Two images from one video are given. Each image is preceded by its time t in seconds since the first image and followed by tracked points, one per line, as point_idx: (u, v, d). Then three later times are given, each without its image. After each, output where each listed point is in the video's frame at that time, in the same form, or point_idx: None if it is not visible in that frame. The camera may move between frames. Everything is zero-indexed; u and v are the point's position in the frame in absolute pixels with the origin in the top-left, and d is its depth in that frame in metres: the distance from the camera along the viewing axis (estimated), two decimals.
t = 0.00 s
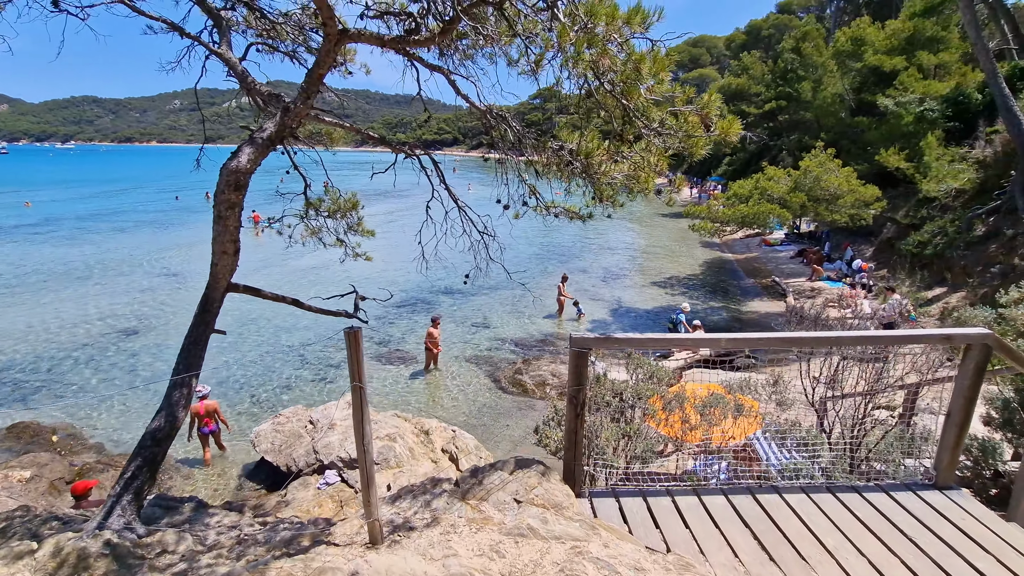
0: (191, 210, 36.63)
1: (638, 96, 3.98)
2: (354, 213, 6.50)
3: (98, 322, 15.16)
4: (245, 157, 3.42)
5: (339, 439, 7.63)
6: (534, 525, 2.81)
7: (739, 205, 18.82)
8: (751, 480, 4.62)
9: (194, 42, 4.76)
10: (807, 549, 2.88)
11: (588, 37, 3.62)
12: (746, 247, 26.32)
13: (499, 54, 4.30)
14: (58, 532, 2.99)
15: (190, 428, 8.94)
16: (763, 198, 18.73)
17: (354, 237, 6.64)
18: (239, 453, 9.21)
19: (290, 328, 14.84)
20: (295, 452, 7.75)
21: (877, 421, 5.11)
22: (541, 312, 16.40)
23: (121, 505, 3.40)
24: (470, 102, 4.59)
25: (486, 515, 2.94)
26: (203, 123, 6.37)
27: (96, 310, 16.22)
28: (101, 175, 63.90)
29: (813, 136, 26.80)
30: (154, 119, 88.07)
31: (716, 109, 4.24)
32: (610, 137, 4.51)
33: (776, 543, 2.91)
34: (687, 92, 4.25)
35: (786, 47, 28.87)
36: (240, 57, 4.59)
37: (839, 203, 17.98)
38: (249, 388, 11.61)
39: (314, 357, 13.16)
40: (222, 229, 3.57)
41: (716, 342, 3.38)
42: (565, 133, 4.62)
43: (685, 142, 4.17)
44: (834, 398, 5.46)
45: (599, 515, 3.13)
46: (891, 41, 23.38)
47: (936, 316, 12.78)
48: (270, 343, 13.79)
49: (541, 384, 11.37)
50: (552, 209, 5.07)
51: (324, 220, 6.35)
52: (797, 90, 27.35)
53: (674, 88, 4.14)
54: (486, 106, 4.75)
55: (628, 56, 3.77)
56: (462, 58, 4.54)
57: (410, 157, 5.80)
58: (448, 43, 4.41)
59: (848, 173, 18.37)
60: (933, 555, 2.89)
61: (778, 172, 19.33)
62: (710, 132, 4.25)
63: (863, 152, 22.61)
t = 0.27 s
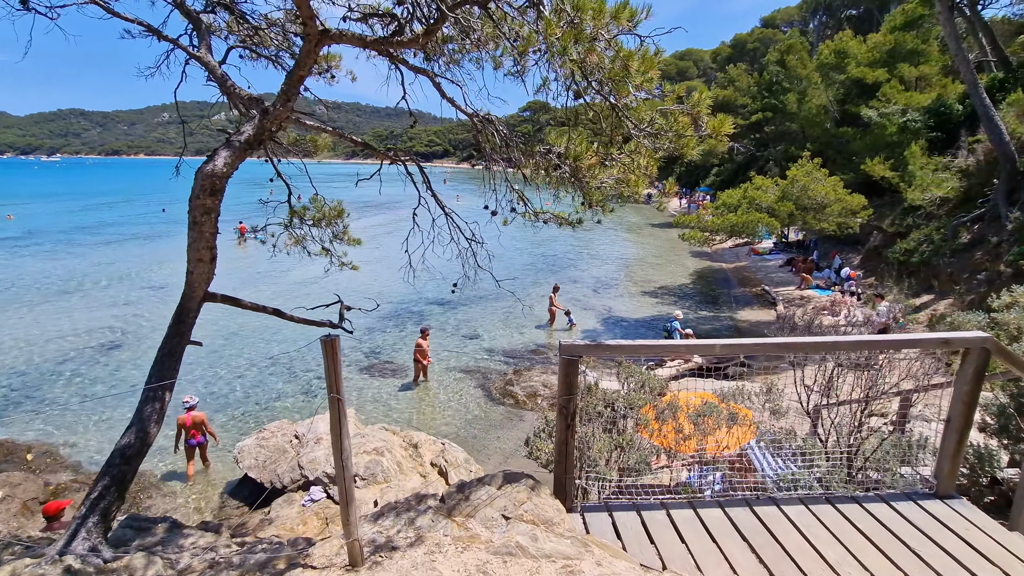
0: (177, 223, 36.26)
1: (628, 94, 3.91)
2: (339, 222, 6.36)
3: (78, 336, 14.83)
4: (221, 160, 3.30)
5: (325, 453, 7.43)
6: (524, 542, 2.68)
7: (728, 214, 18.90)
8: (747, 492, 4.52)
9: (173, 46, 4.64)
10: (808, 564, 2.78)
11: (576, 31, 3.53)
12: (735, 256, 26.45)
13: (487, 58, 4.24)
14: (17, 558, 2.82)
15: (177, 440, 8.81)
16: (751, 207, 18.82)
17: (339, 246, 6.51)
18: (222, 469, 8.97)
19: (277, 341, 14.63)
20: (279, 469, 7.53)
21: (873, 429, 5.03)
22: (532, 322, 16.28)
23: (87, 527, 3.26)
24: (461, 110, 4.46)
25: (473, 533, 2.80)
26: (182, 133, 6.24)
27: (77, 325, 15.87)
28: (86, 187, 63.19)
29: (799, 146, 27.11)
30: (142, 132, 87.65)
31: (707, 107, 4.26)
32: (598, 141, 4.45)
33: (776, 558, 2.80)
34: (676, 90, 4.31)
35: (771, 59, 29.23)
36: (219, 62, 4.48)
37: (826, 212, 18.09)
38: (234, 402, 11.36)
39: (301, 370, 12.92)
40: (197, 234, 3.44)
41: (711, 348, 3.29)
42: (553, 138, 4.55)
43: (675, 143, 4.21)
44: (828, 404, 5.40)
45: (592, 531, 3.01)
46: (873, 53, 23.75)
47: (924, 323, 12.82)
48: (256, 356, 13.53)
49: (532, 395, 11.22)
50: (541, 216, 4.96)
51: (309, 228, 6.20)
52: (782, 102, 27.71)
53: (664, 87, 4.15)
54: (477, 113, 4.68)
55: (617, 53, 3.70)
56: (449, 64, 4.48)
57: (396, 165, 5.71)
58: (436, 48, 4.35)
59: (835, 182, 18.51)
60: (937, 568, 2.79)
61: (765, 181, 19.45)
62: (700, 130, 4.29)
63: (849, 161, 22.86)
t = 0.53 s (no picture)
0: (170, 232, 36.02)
1: (621, 97, 3.84)
2: (328, 230, 6.25)
3: (65, 347, 14.61)
4: (201, 165, 3.21)
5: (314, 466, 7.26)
6: (514, 563, 2.57)
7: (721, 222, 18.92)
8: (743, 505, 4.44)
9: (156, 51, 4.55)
10: None
11: (566, 30, 3.43)
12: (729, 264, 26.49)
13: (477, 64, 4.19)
14: None
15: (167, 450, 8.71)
16: (745, 216, 18.86)
17: (329, 254, 6.39)
18: (210, 482, 8.79)
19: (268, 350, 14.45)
20: (267, 482, 7.35)
21: (871, 439, 4.95)
22: (526, 331, 16.18)
23: (58, 549, 3.14)
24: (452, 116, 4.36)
25: (461, 553, 2.69)
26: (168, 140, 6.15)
27: (64, 335, 15.64)
28: (78, 196, 62.90)
29: (791, 155, 27.27)
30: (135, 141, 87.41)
31: (701, 108, 4.06)
32: (590, 146, 4.42)
33: None
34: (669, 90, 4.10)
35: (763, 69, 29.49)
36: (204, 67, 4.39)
37: (819, 220, 18.12)
38: (223, 413, 11.18)
39: (292, 380, 12.75)
40: (177, 242, 3.33)
41: (707, 358, 3.20)
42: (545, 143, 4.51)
43: (668, 147, 4.10)
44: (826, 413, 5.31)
45: (585, 550, 2.91)
46: (863, 63, 23.97)
47: (918, 330, 12.82)
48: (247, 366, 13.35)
49: (526, 405, 11.08)
50: (533, 223, 4.86)
51: (297, 236, 6.09)
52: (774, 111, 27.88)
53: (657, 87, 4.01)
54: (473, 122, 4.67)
55: (609, 54, 3.62)
56: (439, 70, 4.43)
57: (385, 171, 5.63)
58: (426, 53, 4.30)
59: (827, 190, 18.56)
60: None
61: (758, 190, 19.49)
62: (695, 133, 4.14)
63: (841, 170, 22.98)
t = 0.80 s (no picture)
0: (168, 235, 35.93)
1: (622, 94, 3.74)
2: (325, 233, 6.17)
3: (60, 351, 14.48)
4: (191, 164, 3.14)
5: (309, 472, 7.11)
6: None
7: (721, 228, 18.86)
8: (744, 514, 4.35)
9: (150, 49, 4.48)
10: None
11: (565, 24, 3.38)
12: (728, 269, 26.47)
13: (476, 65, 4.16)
14: None
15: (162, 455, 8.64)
16: (745, 221, 18.82)
17: (326, 257, 6.31)
18: (203, 488, 8.68)
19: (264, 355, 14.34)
20: (261, 488, 7.23)
21: (875, 447, 4.87)
22: (525, 336, 16.10)
23: (37, 559, 3.04)
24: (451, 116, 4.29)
25: (456, 565, 2.62)
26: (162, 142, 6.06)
27: (59, 338, 15.52)
28: (77, 199, 62.81)
29: (790, 161, 27.29)
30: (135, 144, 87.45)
31: (705, 107, 4.14)
32: (589, 148, 4.39)
33: None
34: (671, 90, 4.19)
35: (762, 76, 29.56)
36: (198, 65, 4.31)
37: (819, 226, 18.05)
38: (218, 418, 11.07)
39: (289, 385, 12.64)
40: (166, 243, 3.25)
41: (710, 364, 3.16)
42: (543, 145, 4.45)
43: (672, 148, 4.11)
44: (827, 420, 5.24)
45: (583, 562, 2.85)
46: (861, 70, 24.02)
47: (919, 337, 12.74)
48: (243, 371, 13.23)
49: (525, 410, 10.99)
50: (532, 226, 4.76)
51: (293, 240, 6.01)
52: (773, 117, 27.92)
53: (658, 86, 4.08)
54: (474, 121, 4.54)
55: (610, 51, 3.56)
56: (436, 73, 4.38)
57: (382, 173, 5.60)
58: (424, 54, 4.25)
59: (827, 196, 18.51)
60: None
61: (758, 195, 19.43)
62: (697, 133, 4.19)
63: (840, 176, 22.96)
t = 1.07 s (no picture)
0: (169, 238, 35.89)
1: (629, 84, 3.58)
2: (323, 233, 6.07)
3: (58, 353, 14.40)
4: (184, 156, 3.05)
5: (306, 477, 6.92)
6: None
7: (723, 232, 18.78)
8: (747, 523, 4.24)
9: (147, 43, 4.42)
10: None
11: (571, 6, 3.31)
12: (730, 275, 26.38)
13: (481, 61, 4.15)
14: None
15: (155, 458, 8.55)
16: (747, 226, 18.72)
17: (324, 258, 6.22)
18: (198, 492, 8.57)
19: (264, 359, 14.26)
20: (257, 493, 7.11)
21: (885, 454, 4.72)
22: (526, 341, 15.98)
23: (19, 565, 3.07)
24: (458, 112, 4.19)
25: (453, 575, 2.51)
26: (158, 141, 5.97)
27: (58, 341, 15.44)
28: (80, 203, 63.00)
29: (793, 167, 27.22)
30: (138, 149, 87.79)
31: (716, 98, 4.13)
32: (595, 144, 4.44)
33: None
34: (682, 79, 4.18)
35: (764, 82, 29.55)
36: (194, 60, 4.23)
37: (822, 231, 17.95)
38: (215, 421, 10.97)
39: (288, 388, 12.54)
40: (157, 237, 3.16)
41: (721, 365, 3.05)
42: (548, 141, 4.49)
43: (683, 143, 4.20)
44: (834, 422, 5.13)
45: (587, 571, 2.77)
46: (864, 76, 23.96)
47: (924, 343, 12.62)
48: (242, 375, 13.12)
49: (526, 415, 10.86)
50: (534, 225, 4.84)
51: (291, 239, 5.92)
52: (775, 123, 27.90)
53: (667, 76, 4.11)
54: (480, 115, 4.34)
55: (618, 36, 3.43)
56: (439, 68, 4.31)
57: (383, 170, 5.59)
58: (426, 49, 4.17)
59: (830, 201, 18.42)
60: None
61: (760, 200, 19.34)
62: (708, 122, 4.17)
63: (842, 181, 22.89)
